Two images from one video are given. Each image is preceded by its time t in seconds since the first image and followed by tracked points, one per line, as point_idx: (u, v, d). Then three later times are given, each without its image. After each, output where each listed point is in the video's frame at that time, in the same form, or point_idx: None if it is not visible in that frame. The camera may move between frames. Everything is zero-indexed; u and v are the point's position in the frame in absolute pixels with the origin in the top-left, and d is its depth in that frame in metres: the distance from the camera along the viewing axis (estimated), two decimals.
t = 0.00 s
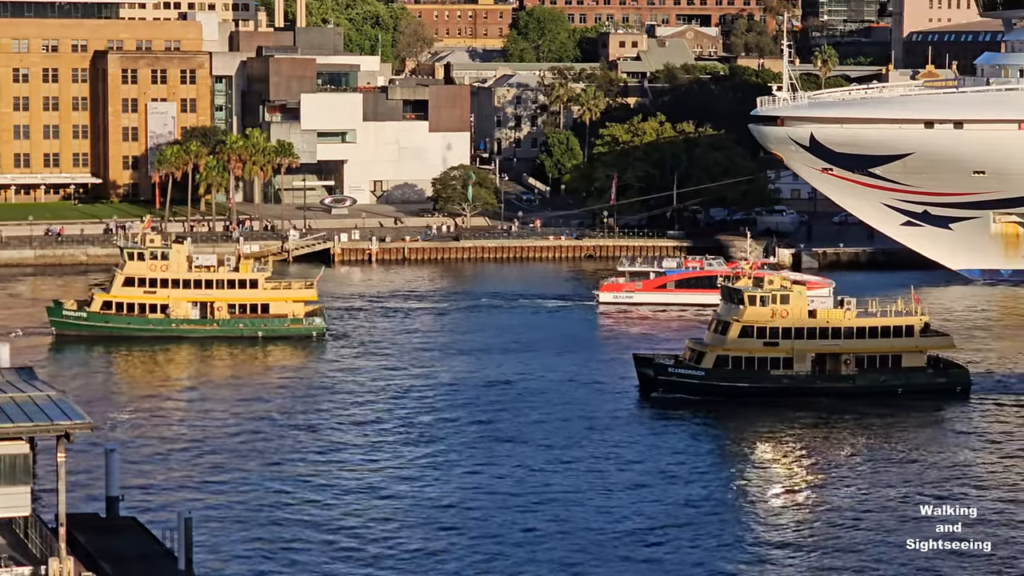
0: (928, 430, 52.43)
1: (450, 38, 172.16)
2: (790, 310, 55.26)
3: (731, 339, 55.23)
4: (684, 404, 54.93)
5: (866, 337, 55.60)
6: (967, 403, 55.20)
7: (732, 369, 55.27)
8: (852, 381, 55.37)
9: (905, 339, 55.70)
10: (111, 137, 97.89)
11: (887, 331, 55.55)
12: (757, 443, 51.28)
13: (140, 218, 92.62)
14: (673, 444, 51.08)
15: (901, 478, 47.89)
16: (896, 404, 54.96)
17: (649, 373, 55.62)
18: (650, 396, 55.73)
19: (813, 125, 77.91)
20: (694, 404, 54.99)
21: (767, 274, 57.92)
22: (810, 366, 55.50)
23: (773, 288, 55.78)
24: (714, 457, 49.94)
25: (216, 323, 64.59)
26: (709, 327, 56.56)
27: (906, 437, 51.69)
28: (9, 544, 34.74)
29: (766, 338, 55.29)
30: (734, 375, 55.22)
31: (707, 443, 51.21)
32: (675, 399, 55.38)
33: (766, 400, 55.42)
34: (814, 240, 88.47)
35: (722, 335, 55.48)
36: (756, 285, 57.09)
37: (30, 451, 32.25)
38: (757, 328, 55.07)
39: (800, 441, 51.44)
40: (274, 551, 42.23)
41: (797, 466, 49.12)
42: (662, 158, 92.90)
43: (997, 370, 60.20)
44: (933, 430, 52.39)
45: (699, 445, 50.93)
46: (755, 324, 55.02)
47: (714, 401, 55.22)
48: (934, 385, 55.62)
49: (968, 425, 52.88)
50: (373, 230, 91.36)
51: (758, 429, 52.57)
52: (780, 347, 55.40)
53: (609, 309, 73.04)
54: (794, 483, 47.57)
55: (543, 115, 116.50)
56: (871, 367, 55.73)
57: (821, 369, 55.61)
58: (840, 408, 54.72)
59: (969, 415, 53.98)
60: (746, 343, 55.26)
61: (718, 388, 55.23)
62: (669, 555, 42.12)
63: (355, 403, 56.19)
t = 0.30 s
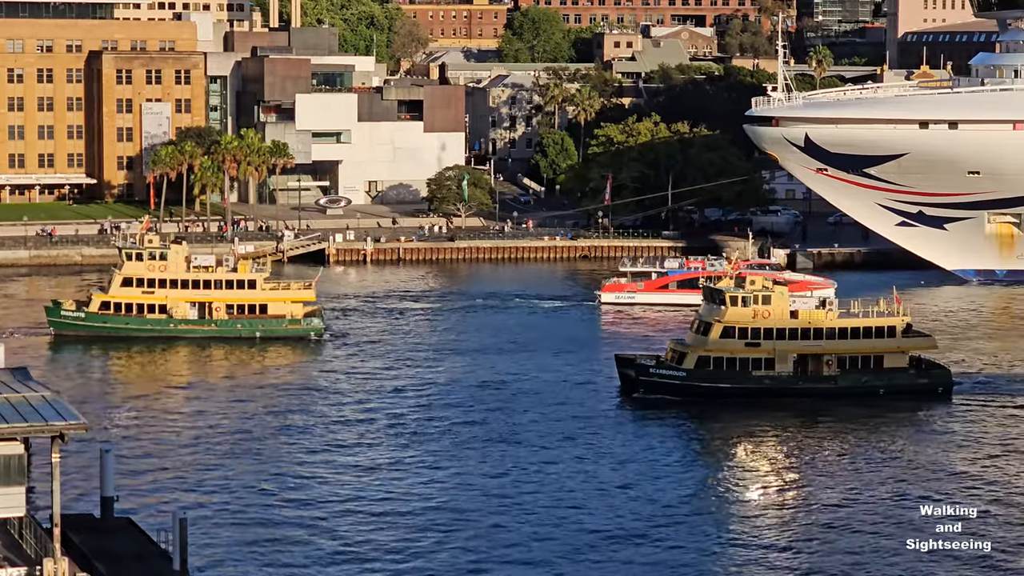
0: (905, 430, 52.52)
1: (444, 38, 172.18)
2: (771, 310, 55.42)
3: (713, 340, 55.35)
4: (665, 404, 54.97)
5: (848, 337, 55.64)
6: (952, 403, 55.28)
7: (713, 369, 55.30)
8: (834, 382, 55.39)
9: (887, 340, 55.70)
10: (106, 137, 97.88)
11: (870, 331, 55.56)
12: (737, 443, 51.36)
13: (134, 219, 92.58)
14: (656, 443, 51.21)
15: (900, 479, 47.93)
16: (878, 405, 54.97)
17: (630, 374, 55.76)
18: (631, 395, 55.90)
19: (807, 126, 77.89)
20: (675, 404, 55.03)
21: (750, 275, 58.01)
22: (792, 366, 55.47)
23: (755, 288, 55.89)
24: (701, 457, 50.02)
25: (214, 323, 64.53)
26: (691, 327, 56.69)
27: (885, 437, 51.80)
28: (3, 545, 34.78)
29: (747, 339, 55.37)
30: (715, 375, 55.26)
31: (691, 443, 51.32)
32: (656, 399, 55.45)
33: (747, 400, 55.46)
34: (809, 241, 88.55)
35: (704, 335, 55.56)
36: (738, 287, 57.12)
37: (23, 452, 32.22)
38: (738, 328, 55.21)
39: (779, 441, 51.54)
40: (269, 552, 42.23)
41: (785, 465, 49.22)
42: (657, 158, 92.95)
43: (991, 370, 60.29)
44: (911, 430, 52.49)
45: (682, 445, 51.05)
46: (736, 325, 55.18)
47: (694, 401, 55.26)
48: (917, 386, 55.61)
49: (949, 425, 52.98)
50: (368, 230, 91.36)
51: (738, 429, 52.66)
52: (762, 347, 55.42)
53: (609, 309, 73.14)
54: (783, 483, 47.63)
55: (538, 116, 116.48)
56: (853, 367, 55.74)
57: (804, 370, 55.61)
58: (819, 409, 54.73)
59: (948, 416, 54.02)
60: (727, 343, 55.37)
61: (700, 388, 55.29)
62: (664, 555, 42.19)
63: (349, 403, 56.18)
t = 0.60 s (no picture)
0: (882, 430, 52.70)
1: (438, 39, 172.27)
2: (753, 311, 55.45)
3: (694, 340, 55.35)
4: (645, 405, 55.01)
5: (829, 339, 55.69)
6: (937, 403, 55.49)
7: (694, 370, 55.31)
8: (815, 382, 55.50)
9: (869, 341, 55.80)
10: (100, 138, 97.87)
11: (851, 331, 55.65)
12: (717, 442, 51.50)
13: (127, 219, 92.60)
14: (639, 442, 51.37)
15: (898, 479, 48.02)
16: (859, 405, 55.11)
17: (611, 375, 55.72)
18: (610, 396, 55.99)
19: (802, 126, 77.97)
20: (657, 405, 55.07)
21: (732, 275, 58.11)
22: (773, 368, 55.52)
23: (736, 291, 55.85)
24: (690, 456, 50.16)
25: (212, 323, 64.55)
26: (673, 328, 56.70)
27: (863, 437, 51.96)
28: None
29: (729, 340, 55.35)
30: (697, 376, 55.29)
31: (674, 442, 51.46)
32: (638, 400, 55.48)
33: (728, 401, 55.51)
34: (803, 241, 88.78)
35: (684, 336, 55.60)
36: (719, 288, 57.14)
37: (18, 452, 32.36)
38: (719, 329, 55.18)
39: (756, 441, 51.67)
40: (262, 551, 42.32)
41: (775, 464, 49.39)
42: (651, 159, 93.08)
43: (984, 370, 60.41)
44: (890, 430, 52.66)
45: (665, 444, 51.20)
46: (717, 326, 55.16)
47: (676, 402, 55.28)
48: (898, 386, 55.80)
49: (940, 425, 53.13)
50: (363, 230, 91.40)
51: (719, 429, 52.76)
52: (744, 348, 55.44)
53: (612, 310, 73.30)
54: (772, 482, 47.78)
55: (533, 116, 116.55)
56: (835, 369, 55.80)
57: (785, 371, 55.64)
58: (798, 410, 54.80)
59: (930, 416, 54.20)
60: (708, 344, 55.37)
61: (681, 389, 55.30)
62: (657, 554, 42.31)
63: (344, 404, 56.21)
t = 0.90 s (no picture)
0: (859, 430, 52.77)
1: (430, 39, 172.32)
2: (732, 312, 55.30)
3: (673, 341, 55.39)
4: (624, 405, 55.04)
5: (810, 339, 55.64)
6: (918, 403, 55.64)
7: (673, 371, 55.36)
8: (794, 384, 55.50)
9: (848, 341, 55.80)
10: (92, 138, 97.80)
11: (831, 332, 55.60)
12: (700, 443, 51.55)
13: (119, 220, 92.58)
14: (627, 443, 51.40)
15: (900, 480, 48.07)
16: (839, 406, 55.19)
17: (590, 376, 55.72)
18: (591, 397, 55.84)
19: (794, 127, 78.04)
20: (634, 405, 55.11)
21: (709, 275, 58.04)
22: (752, 368, 55.57)
23: (715, 290, 55.66)
24: (681, 457, 50.19)
25: (207, 324, 64.55)
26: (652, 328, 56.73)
27: (845, 437, 52.03)
28: None
29: (708, 340, 55.43)
30: (676, 377, 55.33)
31: (658, 443, 51.48)
32: (617, 401, 55.48)
33: (707, 401, 55.55)
34: (795, 241, 88.93)
35: (664, 337, 55.55)
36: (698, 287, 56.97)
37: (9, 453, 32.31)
38: (698, 329, 55.25)
39: (734, 441, 51.70)
40: (256, 552, 42.36)
41: (770, 463, 49.46)
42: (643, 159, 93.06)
43: (975, 370, 60.50)
44: (868, 430, 52.76)
45: (653, 445, 51.24)
46: (696, 326, 55.20)
47: (654, 403, 55.33)
48: (878, 387, 55.82)
49: (931, 425, 53.26)
50: (355, 231, 91.41)
51: (698, 430, 52.80)
52: (723, 349, 55.50)
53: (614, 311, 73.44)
54: (764, 482, 47.83)
55: (525, 117, 116.54)
56: (814, 369, 55.78)
57: (764, 371, 55.71)
58: (777, 410, 54.87)
59: (911, 416, 54.33)
60: (687, 344, 55.42)
61: (659, 389, 55.37)
62: (652, 554, 42.38)
63: (336, 404, 56.20)
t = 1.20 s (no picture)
0: (837, 430, 52.86)
1: (421, 39, 172.35)
2: (710, 312, 55.41)
3: (651, 341, 55.37)
4: (601, 405, 55.12)
5: (787, 339, 55.73)
6: (905, 404, 55.73)
7: (651, 371, 55.40)
8: (772, 384, 55.56)
9: (827, 341, 55.90)
10: (83, 138, 97.67)
11: (809, 332, 55.71)
12: (681, 443, 51.56)
13: (109, 219, 92.47)
14: (615, 443, 51.41)
15: (901, 479, 48.12)
16: (817, 407, 55.24)
17: (568, 376, 55.81)
18: (568, 397, 55.92)
19: (785, 127, 78.08)
20: (611, 405, 55.21)
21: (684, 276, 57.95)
22: (730, 368, 55.64)
23: (693, 290, 55.61)
24: (672, 458, 50.14)
25: (201, 324, 64.47)
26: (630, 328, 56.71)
27: (827, 437, 52.10)
28: None
29: (686, 340, 55.46)
30: (654, 377, 55.34)
31: (646, 443, 51.51)
32: (594, 401, 55.55)
33: (684, 401, 55.54)
34: (786, 241, 89.02)
35: (642, 336, 55.60)
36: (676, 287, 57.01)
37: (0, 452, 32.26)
38: (676, 329, 55.27)
39: (713, 441, 51.73)
40: (247, 553, 42.18)
41: (767, 464, 49.45)
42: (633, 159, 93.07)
43: (964, 370, 60.59)
44: (849, 430, 52.83)
45: (643, 446, 51.25)
46: (674, 326, 55.23)
47: (632, 402, 55.36)
48: (856, 387, 55.89)
49: (920, 425, 53.36)
50: (346, 230, 91.34)
51: (677, 429, 52.84)
52: (701, 349, 55.52)
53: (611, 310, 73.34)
54: (756, 482, 47.84)
55: (515, 117, 116.63)
56: (792, 369, 55.89)
57: (742, 371, 55.77)
58: (754, 410, 54.90)
59: (890, 416, 54.41)
60: (664, 344, 55.42)
61: (637, 389, 55.37)
62: (648, 554, 42.38)
63: (327, 404, 56.15)
